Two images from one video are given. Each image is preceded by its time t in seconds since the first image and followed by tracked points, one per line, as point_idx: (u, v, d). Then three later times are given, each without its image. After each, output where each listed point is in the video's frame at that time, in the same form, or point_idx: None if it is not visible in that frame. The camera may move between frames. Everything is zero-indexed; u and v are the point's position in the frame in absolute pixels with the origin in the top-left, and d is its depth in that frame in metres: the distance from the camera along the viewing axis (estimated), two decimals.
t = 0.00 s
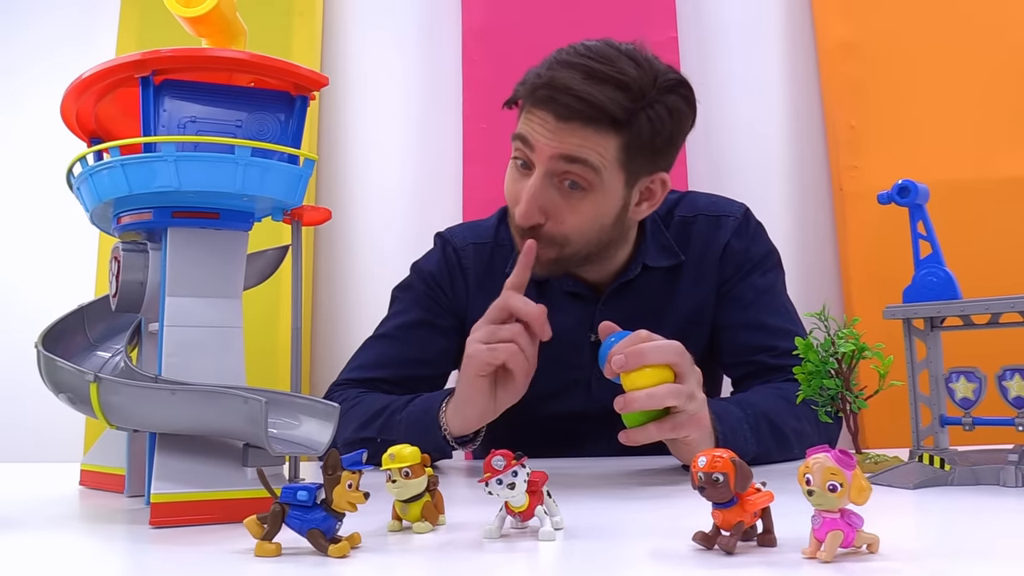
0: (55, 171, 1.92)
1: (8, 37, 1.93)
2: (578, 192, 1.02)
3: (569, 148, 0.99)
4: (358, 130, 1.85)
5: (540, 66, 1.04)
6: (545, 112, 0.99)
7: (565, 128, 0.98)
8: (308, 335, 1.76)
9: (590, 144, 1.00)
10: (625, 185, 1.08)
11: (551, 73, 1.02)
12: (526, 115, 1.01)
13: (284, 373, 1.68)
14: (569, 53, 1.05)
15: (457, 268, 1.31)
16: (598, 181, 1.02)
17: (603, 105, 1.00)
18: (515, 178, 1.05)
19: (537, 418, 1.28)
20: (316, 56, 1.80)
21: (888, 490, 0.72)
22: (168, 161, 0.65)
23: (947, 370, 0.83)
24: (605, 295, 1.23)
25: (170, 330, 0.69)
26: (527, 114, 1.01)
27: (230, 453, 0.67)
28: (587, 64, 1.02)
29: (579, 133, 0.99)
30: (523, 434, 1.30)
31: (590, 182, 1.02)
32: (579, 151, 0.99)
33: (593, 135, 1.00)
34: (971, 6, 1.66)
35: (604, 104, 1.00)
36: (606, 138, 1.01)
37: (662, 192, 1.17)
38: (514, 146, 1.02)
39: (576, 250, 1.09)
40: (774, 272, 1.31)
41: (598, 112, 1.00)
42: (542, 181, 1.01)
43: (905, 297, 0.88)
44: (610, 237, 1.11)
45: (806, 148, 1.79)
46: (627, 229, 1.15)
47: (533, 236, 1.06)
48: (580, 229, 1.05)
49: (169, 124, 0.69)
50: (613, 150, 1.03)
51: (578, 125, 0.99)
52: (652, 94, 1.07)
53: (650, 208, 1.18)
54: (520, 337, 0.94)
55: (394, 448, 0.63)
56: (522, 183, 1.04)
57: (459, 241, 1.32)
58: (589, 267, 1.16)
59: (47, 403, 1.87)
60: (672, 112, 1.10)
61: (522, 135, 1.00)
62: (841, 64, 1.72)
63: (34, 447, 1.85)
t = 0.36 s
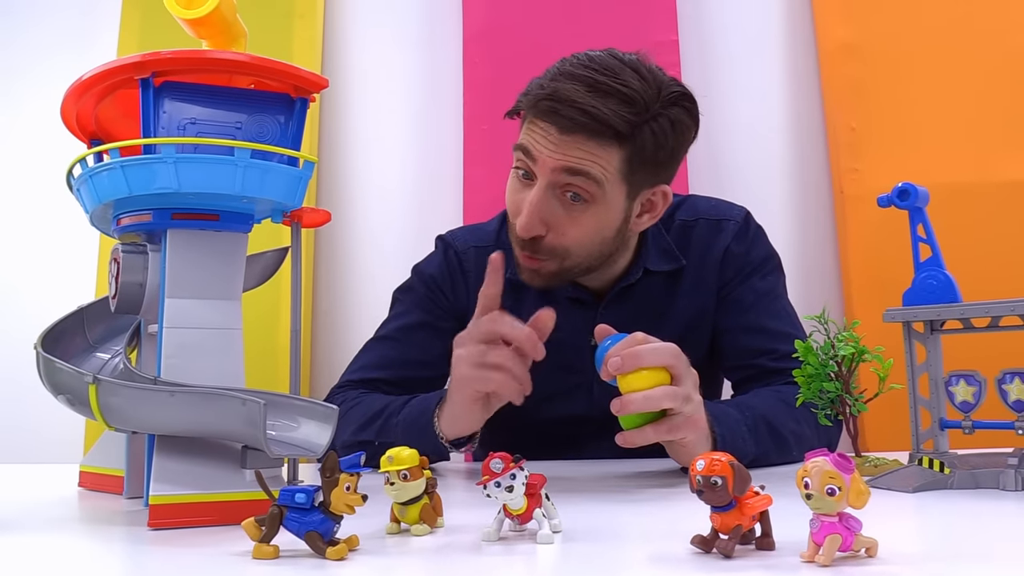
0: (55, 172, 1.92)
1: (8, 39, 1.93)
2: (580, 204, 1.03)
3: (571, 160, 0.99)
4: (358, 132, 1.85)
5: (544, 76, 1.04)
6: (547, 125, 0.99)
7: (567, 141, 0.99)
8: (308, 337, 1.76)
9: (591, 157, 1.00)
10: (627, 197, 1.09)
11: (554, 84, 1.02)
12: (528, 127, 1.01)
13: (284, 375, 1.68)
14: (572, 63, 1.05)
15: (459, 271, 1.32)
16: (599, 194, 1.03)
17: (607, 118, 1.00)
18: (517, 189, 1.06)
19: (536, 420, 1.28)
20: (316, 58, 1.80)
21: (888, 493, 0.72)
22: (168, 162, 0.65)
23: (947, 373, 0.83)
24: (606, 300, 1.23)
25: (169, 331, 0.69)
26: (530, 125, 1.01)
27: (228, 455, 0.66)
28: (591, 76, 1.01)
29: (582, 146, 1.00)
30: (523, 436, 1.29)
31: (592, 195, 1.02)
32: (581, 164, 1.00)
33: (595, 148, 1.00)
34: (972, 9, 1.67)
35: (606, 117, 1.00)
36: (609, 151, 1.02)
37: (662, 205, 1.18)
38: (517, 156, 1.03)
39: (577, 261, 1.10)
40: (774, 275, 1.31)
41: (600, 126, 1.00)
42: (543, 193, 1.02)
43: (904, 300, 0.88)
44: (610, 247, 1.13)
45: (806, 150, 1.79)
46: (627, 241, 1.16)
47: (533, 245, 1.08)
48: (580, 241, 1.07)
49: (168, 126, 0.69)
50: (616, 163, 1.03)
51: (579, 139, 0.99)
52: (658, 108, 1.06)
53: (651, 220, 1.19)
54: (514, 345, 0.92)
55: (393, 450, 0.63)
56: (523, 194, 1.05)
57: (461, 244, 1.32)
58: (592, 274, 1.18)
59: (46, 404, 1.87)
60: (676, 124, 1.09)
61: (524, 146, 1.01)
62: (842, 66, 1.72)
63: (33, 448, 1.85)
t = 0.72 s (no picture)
0: (54, 172, 1.92)
1: (8, 39, 1.93)
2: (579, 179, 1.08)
3: (572, 132, 1.04)
4: (358, 132, 1.85)
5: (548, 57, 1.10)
6: (551, 100, 1.05)
7: (570, 116, 1.04)
8: (307, 338, 1.76)
9: (592, 133, 1.05)
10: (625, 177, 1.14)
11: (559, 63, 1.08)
12: (532, 104, 1.06)
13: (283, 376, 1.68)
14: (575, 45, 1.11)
15: (459, 272, 1.31)
16: (598, 170, 1.08)
17: (608, 93, 1.05)
18: (518, 166, 1.10)
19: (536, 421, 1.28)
20: (316, 58, 1.80)
21: (887, 495, 0.72)
22: (166, 163, 0.65)
23: (947, 374, 0.82)
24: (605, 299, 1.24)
25: (166, 333, 0.69)
26: (534, 101, 1.06)
27: (227, 457, 0.66)
28: (596, 57, 1.08)
29: (582, 119, 1.05)
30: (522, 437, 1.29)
31: (591, 169, 1.07)
32: (582, 138, 1.05)
33: (596, 125, 1.06)
34: (972, 10, 1.66)
35: (609, 93, 1.05)
36: (608, 127, 1.07)
37: (661, 192, 1.22)
38: (520, 132, 1.07)
39: (574, 241, 1.13)
40: (773, 276, 1.31)
41: (602, 102, 1.05)
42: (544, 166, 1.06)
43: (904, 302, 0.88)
44: (607, 229, 1.16)
45: (806, 151, 1.79)
46: (626, 226, 1.19)
47: (531, 222, 1.11)
48: (578, 218, 1.10)
49: (166, 127, 0.69)
50: (615, 140, 1.08)
51: (582, 113, 1.05)
52: (658, 90, 1.12)
53: (648, 207, 1.21)
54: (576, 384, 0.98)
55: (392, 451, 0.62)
56: (525, 169, 1.09)
57: (461, 245, 1.32)
58: (586, 265, 1.20)
59: (45, 405, 1.87)
60: (676, 110, 1.15)
61: (528, 122, 1.06)
62: (842, 67, 1.72)
63: (32, 449, 1.85)
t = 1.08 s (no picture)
0: (53, 173, 1.92)
1: (8, 40, 1.94)
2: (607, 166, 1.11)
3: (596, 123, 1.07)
4: (358, 133, 1.85)
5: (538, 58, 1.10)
6: (561, 101, 1.06)
7: (585, 113, 1.06)
8: (306, 338, 1.76)
9: (610, 125, 1.08)
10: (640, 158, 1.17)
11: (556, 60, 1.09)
12: (540, 110, 1.07)
13: (282, 376, 1.68)
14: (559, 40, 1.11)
15: (458, 273, 1.31)
16: (623, 158, 1.11)
17: (620, 78, 1.08)
18: (540, 173, 1.12)
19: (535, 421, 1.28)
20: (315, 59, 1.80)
21: (885, 494, 0.72)
22: (164, 164, 0.65)
23: (945, 374, 0.82)
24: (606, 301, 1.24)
25: (165, 333, 0.69)
26: (541, 107, 1.07)
27: (225, 457, 0.66)
28: (586, 48, 1.08)
29: (601, 109, 1.07)
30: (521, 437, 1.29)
31: (618, 155, 1.10)
32: (603, 133, 1.07)
33: (611, 115, 1.08)
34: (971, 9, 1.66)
35: (617, 82, 1.07)
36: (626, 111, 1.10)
37: (664, 166, 1.27)
38: (535, 139, 1.09)
39: (610, 232, 1.16)
40: (771, 277, 1.31)
41: (612, 92, 1.07)
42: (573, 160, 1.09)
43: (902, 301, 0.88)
44: (635, 211, 1.20)
45: (805, 151, 1.79)
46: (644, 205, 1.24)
47: (570, 220, 1.13)
48: (613, 207, 1.14)
49: (164, 127, 0.69)
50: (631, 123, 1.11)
51: (596, 108, 1.07)
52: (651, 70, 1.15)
53: (657, 181, 1.27)
54: (572, 396, 0.99)
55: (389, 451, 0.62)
56: (549, 174, 1.11)
57: (460, 246, 1.32)
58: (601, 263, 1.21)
59: (44, 406, 1.87)
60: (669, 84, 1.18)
61: (543, 128, 1.07)
62: (841, 67, 1.72)
63: (31, 450, 1.85)
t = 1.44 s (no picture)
0: (53, 173, 1.92)
1: (7, 40, 1.94)
2: (613, 142, 1.13)
3: (592, 102, 1.10)
4: (357, 132, 1.85)
5: (507, 71, 1.15)
6: (549, 95, 1.10)
7: (574, 95, 1.10)
8: (305, 337, 1.76)
9: (600, 100, 1.10)
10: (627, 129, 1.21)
11: (531, 59, 1.12)
12: (533, 110, 1.11)
13: (281, 376, 1.68)
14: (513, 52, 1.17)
15: (457, 274, 1.31)
16: (620, 127, 1.14)
17: (593, 56, 1.12)
18: (554, 170, 1.15)
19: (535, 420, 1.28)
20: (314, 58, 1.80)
21: (885, 492, 0.72)
22: (164, 163, 0.65)
23: (944, 373, 0.82)
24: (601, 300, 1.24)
25: (164, 333, 0.69)
26: (533, 107, 1.11)
27: (225, 456, 0.66)
28: (542, 44, 1.13)
29: (590, 88, 1.11)
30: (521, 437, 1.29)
31: (618, 127, 1.13)
32: (598, 109, 1.10)
33: (596, 90, 1.11)
34: (970, 8, 1.66)
35: (587, 59, 1.11)
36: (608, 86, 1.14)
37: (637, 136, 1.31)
38: (539, 139, 1.12)
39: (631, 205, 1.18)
40: (768, 278, 1.31)
41: (587, 69, 1.11)
42: (582, 144, 1.12)
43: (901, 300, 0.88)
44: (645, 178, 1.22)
45: (804, 150, 1.79)
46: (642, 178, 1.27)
47: (599, 204, 1.15)
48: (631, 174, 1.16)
49: (164, 127, 0.69)
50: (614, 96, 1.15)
51: (586, 89, 1.10)
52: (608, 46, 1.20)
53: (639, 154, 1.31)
54: (563, 386, 0.97)
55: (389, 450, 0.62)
56: (564, 167, 1.14)
57: (459, 247, 1.33)
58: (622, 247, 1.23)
59: (44, 406, 1.87)
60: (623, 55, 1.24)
61: (544, 126, 1.11)
62: (839, 67, 1.72)
63: (30, 450, 1.85)
